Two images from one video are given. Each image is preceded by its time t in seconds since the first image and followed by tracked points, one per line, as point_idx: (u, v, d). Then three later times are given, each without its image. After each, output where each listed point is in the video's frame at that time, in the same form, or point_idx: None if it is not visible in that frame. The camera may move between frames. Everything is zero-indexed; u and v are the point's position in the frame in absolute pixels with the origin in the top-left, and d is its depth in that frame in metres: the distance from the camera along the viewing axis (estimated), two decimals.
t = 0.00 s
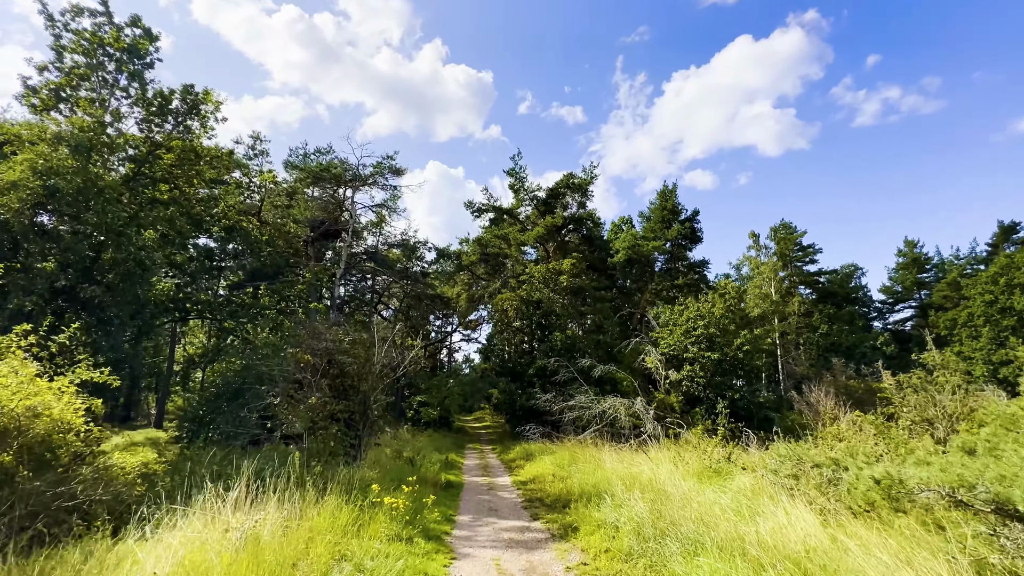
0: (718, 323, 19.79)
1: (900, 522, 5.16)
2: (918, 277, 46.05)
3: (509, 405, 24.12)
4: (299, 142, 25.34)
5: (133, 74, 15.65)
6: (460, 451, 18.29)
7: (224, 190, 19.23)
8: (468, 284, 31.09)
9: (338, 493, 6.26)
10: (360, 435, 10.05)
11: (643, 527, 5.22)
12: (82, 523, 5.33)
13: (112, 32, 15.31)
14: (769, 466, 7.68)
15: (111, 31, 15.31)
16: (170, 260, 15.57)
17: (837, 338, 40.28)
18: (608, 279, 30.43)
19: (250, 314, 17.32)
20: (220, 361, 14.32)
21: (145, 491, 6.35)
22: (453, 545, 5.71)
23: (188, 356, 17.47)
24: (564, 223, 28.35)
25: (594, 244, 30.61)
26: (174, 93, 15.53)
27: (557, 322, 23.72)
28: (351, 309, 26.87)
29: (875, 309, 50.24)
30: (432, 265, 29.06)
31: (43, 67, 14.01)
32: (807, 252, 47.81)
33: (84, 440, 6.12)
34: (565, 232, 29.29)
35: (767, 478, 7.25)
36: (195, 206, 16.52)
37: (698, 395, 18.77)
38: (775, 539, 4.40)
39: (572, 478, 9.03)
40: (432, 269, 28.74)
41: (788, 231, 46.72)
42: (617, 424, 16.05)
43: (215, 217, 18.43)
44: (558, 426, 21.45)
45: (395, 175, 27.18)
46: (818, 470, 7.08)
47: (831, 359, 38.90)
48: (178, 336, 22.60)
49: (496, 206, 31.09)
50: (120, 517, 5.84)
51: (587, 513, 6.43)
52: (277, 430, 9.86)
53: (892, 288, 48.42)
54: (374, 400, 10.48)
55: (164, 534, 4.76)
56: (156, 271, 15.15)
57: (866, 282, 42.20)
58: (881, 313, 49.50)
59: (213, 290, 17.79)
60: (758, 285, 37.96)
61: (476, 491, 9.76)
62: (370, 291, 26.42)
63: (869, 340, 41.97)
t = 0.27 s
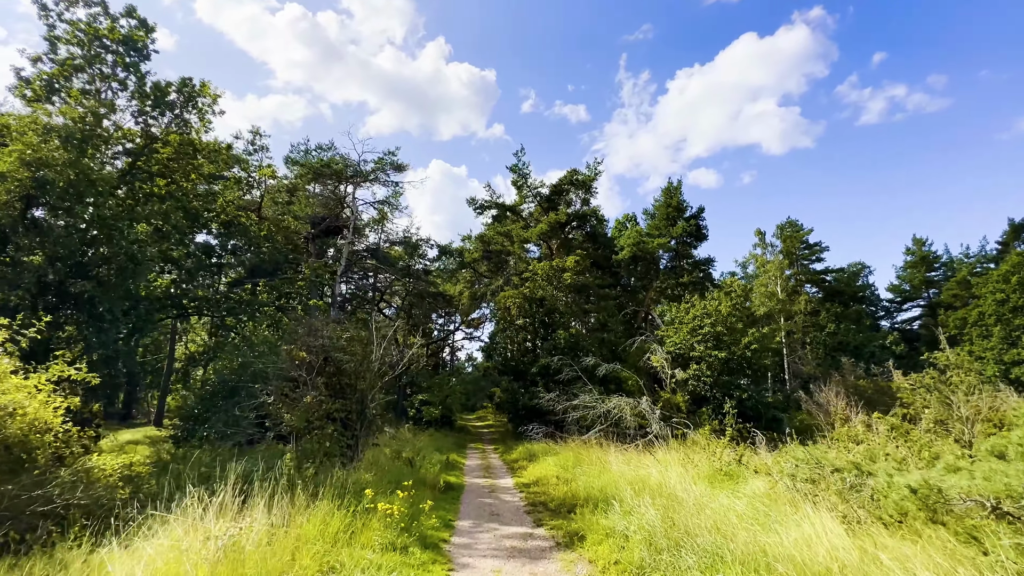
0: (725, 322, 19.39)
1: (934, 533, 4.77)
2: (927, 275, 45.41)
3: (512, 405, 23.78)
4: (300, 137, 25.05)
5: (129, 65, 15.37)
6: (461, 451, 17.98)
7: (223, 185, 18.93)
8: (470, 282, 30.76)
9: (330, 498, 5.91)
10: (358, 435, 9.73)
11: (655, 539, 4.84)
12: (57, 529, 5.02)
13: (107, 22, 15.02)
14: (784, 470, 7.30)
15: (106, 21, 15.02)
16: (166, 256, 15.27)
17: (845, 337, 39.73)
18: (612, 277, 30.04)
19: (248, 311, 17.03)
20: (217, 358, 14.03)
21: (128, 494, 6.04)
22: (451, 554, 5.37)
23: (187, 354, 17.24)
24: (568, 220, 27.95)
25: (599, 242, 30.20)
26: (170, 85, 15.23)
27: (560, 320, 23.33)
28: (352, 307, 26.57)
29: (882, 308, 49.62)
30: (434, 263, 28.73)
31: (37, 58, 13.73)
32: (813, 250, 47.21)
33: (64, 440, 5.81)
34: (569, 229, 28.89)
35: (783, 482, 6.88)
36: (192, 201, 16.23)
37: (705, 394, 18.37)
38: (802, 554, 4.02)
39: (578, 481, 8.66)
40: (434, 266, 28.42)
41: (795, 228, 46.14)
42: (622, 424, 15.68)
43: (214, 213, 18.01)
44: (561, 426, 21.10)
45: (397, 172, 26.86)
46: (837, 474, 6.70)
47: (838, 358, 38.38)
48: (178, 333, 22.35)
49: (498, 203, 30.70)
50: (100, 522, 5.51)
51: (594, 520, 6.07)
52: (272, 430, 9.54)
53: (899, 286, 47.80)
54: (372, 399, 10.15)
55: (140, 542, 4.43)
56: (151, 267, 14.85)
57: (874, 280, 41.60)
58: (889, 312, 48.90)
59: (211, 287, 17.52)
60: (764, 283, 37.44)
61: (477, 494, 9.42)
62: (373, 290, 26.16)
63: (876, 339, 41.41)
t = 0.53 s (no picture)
0: (732, 319, 18.96)
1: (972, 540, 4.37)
2: (937, 274, 44.69)
3: (515, 404, 23.43)
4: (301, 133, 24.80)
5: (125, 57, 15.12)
6: (463, 450, 17.65)
7: (221, 179, 18.69)
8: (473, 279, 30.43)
9: (321, 498, 5.58)
10: (353, 434, 9.40)
11: (668, 546, 4.47)
12: (27, 531, 4.71)
13: (101, 12, 14.75)
14: (801, 471, 6.91)
15: (101, 11, 14.75)
16: (162, 250, 15.01)
17: (853, 337, 39.15)
18: (616, 275, 29.68)
19: (247, 308, 16.77)
20: (213, 355, 13.76)
21: (110, 493, 5.75)
22: (448, 559, 5.03)
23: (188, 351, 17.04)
24: (572, 216, 27.58)
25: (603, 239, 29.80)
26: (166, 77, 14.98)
27: (564, 317, 22.95)
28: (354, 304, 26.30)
29: (891, 307, 48.93)
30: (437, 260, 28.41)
31: (31, 49, 13.47)
32: (821, 249, 46.59)
33: (40, 437, 5.53)
34: (573, 226, 28.51)
35: (801, 484, 6.49)
36: (189, 194, 15.98)
37: (712, 393, 17.96)
38: (832, 564, 3.65)
39: (583, 482, 8.29)
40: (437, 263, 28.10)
41: (802, 226, 45.53)
42: (627, 423, 15.33)
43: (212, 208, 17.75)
44: (565, 425, 20.75)
45: (399, 168, 26.56)
46: (859, 476, 6.31)
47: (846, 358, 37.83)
48: (178, 330, 22.16)
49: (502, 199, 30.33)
50: (77, 523, 5.22)
51: (601, 523, 5.70)
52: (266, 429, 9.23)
53: (908, 286, 47.11)
54: (369, 397, 9.81)
55: (113, 545, 4.13)
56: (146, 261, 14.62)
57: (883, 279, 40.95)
58: (897, 312, 48.22)
59: (211, 283, 17.28)
60: (771, 282, 36.91)
61: (478, 494, 9.10)
62: (376, 288, 25.91)
63: (885, 339, 40.79)
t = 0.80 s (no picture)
0: (740, 319, 18.51)
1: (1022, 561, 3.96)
2: (946, 274, 44.01)
3: (518, 405, 23.06)
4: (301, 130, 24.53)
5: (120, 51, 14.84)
6: (465, 452, 17.29)
7: (220, 176, 18.43)
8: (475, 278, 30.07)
9: (310, 508, 5.22)
10: (350, 436, 9.03)
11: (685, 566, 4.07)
12: None
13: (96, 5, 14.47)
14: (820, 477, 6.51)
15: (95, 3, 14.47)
16: (157, 247, 14.75)
17: (861, 337, 38.58)
18: (621, 274, 29.26)
19: (245, 306, 16.46)
20: (209, 354, 13.44)
21: (87, 501, 5.41)
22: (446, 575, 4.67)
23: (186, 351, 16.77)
24: (576, 214, 27.19)
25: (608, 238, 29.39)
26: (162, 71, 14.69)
27: (568, 317, 22.58)
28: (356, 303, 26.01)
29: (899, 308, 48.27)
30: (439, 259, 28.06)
31: (24, 41, 13.21)
32: (828, 248, 45.99)
33: (12, 440, 5.21)
34: (577, 224, 28.11)
35: (823, 494, 6.09)
36: (186, 190, 15.72)
37: (720, 395, 17.53)
38: None
39: (588, 488, 7.91)
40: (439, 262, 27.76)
41: (809, 225, 44.97)
42: (633, 425, 14.93)
43: (210, 203, 17.41)
44: (569, 427, 20.37)
45: (400, 165, 26.23)
46: (884, 483, 5.90)
47: (854, 359, 37.27)
48: (179, 329, 21.95)
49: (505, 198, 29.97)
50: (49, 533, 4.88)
51: (609, 536, 5.32)
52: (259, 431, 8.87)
53: (917, 285, 46.44)
54: (366, 397, 9.44)
55: (79, 561, 3.79)
56: (141, 257, 14.36)
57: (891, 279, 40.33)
58: (906, 312, 47.55)
59: (209, 281, 16.98)
60: (777, 281, 36.39)
61: (479, 499, 8.73)
62: (377, 287, 25.60)
63: (893, 340, 40.17)
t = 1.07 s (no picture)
0: (749, 317, 18.08)
1: None
2: (955, 273, 43.39)
3: (521, 405, 22.70)
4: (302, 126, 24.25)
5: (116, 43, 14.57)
6: (467, 453, 16.94)
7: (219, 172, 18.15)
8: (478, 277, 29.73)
9: (301, 513, 4.88)
10: (348, 436, 8.68)
11: None
12: None
13: None
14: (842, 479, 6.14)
15: None
16: (154, 242, 14.46)
17: (869, 337, 38.04)
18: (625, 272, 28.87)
19: (243, 304, 16.18)
20: (206, 352, 13.13)
21: (64, 504, 5.08)
22: None
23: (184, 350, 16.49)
24: (580, 212, 26.80)
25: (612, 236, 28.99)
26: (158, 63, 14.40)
27: (572, 315, 22.18)
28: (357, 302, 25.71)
29: (906, 307, 47.67)
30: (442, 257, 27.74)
31: (17, 33, 12.94)
32: (835, 247, 45.46)
33: None
34: (581, 222, 27.73)
35: (848, 498, 5.71)
36: (183, 185, 15.43)
37: (728, 395, 17.12)
38: None
39: (596, 491, 7.56)
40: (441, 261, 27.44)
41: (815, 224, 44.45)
42: (639, 426, 14.55)
43: (208, 199, 17.09)
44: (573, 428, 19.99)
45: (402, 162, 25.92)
46: (913, 485, 5.49)
47: (861, 360, 36.77)
48: (178, 328, 21.67)
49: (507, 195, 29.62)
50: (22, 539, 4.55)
51: (621, 544, 4.97)
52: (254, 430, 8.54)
53: (925, 285, 45.84)
54: (364, 395, 9.09)
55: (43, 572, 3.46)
56: (136, 253, 14.07)
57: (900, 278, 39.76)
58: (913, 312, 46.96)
59: (207, 279, 16.70)
60: (784, 281, 35.92)
61: (481, 502, 8.37)
62: (378, 285, 25.28)
63: (901, 340, 39.62)
